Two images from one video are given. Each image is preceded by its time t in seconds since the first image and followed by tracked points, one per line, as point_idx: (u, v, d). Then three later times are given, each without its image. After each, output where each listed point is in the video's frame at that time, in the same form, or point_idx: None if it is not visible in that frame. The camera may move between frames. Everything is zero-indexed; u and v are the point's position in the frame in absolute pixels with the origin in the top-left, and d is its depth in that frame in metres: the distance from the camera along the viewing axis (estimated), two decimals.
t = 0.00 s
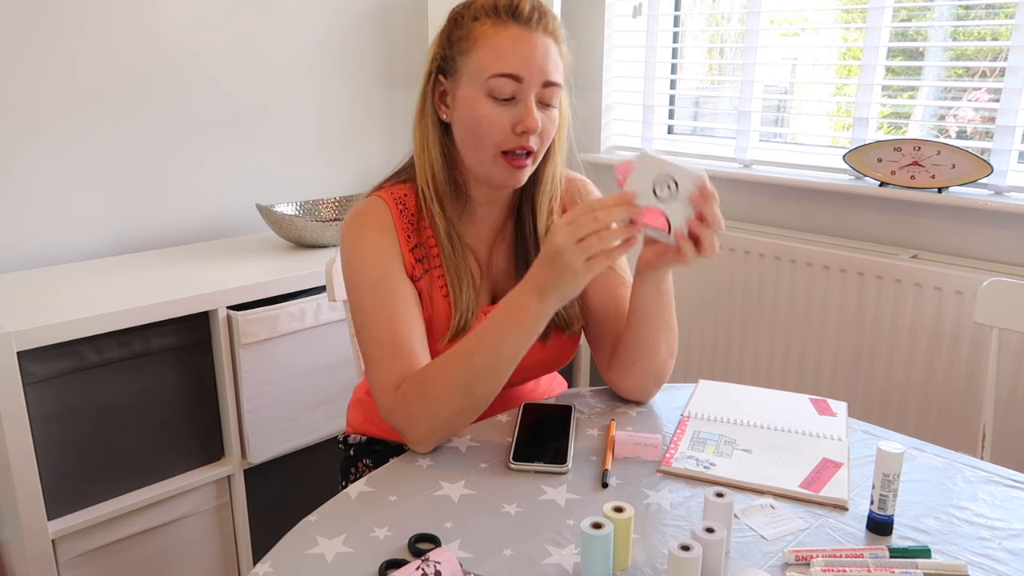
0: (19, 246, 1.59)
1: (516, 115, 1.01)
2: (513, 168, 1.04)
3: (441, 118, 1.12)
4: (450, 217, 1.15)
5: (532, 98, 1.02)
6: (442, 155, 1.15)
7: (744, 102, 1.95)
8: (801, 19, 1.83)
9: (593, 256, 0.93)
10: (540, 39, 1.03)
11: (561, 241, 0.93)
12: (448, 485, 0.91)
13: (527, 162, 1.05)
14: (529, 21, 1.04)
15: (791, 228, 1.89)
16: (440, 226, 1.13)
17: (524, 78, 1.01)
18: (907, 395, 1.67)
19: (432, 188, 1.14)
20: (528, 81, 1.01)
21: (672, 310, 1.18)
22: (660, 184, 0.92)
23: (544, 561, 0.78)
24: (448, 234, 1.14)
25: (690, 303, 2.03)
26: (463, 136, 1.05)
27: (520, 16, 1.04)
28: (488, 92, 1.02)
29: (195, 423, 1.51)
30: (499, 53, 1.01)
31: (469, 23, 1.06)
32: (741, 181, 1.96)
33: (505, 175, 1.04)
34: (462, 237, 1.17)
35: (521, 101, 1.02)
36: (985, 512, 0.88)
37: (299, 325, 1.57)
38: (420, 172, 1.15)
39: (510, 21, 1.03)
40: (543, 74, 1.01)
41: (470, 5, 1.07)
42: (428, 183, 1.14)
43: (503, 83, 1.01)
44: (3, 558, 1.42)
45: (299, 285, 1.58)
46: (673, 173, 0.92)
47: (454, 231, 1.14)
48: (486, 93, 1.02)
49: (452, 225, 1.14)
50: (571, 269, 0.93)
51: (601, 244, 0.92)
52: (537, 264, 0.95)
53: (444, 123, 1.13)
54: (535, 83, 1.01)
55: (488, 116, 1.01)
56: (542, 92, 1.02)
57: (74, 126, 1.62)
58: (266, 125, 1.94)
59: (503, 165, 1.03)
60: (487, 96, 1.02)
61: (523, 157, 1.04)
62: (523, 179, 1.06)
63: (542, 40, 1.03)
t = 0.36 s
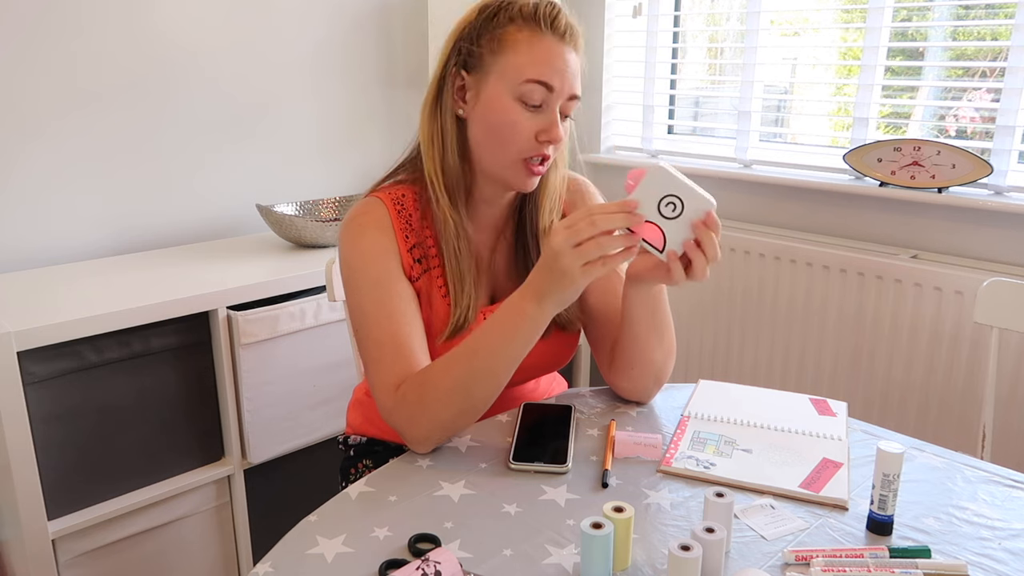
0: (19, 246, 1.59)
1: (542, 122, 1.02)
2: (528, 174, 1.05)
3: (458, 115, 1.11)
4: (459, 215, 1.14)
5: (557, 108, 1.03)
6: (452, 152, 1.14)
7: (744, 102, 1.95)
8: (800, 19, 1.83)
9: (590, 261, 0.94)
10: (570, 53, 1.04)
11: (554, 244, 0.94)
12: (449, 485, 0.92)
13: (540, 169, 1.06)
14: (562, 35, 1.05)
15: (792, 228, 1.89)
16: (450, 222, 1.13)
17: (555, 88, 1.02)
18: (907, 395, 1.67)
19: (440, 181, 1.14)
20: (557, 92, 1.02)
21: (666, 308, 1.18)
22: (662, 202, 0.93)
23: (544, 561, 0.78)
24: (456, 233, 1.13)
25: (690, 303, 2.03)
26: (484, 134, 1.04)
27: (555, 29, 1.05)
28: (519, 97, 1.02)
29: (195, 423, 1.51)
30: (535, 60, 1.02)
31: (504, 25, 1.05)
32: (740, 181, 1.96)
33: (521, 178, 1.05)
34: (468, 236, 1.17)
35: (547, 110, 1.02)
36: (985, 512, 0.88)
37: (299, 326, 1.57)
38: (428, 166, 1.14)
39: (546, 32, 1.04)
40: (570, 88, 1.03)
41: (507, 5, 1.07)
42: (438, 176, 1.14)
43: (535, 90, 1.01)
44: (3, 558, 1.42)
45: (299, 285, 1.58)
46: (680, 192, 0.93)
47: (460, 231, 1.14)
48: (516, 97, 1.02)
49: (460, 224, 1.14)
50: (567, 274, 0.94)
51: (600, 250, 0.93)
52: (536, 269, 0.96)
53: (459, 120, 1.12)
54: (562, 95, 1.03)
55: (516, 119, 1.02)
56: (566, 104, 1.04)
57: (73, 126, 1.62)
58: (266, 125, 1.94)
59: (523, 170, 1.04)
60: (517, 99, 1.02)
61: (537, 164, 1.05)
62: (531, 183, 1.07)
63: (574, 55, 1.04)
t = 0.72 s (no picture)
0: (19, 246, 1.59)
1: (491, 99, 1.01)
2: (495, 154, 1.02)
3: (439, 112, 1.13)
4: (455, 213, 1.15)
5: (508, 83, 1.02)
6: (445, 148, 1.16)
7: (744, 102, 1.95)
8: (800, 18, 1.83)
9: (573, 232, 0.95)
10: (525, 29, 1.03)
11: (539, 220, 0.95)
12: (448, 485, 0.91)
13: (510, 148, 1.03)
14: (516, 12, 1.04)
15: (792, 228, 1.89)
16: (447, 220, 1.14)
17: (500, 63, 1.01)
18: (907, 395, 1.67)
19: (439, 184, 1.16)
20: (504, 67, 1.01)
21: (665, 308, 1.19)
22: (617, 160, 0.97)
23: (544, 561, 0.78)
24: (451, 229, 1.14)
25: (690, 304, 2.03)
26: (450, 122, 1.05)
27: (508, 7, 1.04)
28: (466, 78, 1.03)
29: (195, 423, 1.51)
30: (479, 39, 1.02)
31: (464, 15, 1.07)
32: (740, 181, 1.96)
33: (485, 161, 1.03)
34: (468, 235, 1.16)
35: (499, 87, 1.02)
36: (985, 512, 0.88)
37: (299, 326, 1.57)
38: (432, 167, 1.17)
39: (497, 13, 1.04)
40: (520, 61, 1.01)
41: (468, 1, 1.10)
42: (437, 176, 1.16)
43: (479, 67, 1.01)
44: (4, 558, 1.42)
45: (299, 285, 1.58)
46: (624, 148, 0.98)
47: (456, 224, 1.14)
48: (466, 78, 1.03)
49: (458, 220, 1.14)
50: (551, 248, 0.95)
51: (580, 220, 0.94)
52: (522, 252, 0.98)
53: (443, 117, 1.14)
54: (510, 68, 1.01)
55: (465, 100, 1.02)
56: (521, 78, 1.02)
57: (73, 126, 1.62)
58: (266, 125, 1.94)
59: (484, 152, 1.02)
60: (465, 81, 1.03)
61: (505, 143, 1.03)
62: (509, 167, 1.04)
63: (525, 30, 1.03)
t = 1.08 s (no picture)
0: (19, 246, 1.59)
1: (472, 97, 1.01)
2: (478, 155, 1.03)
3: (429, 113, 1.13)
4: (448, 214, 1.15)
5: (489, 80, 1.02)
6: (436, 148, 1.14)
7: (744, 102, 1.95)
8: (801, 19, 1.83)
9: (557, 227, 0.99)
10: (506, 27, 1.03)
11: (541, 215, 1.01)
12: (449, 485, 0.91)
13: (495, 148, 1.03)
14: (497, 9, 1.04)
15: (792, 228, 1.89)
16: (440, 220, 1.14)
17: (480, 61, 1.01)
18: (907, 395, 1.67)
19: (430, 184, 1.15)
20: (485, 65, 1.01)
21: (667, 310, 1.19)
22: (618, 169, 0.98)
23: (544, 561, 0.78)
24: (444, 230, 1.13)
25: (690, 304, 2.03)
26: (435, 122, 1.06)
27: (489, 6, 1.04)
28: (449, 78, 1.03)
29: (195, 423, 1.51)
30: (461, 39, 1.02)
31: (448, 17, 1.07)
32: (740, 181, 1.96)
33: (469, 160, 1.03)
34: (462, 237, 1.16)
35: (480, 85, 1.02)
36: (985, 512, 0.88)
37: (299, 325, 1.57)
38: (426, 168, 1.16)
39: (479, 11, 1.04)
40: (500, 58, 1.01)
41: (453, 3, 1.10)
42: (430, 178, 1.16)
43: (460, 65, 1.02)
44: (4, 558, 1.42)
45: (299, 285, 1.58)
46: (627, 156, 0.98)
47: (450, 225, 1.14)
48: (448, 79, 1.03)
49: (451, 222, 1.14)
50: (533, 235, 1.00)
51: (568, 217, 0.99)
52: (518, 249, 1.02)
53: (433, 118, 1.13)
54: (491, 65, 1.01)
55: (447, 99, 1.02)
56: (502, 76, 1.02)
57: (73, 126, 1.62)
58: (266, 125, 1.94)
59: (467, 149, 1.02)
60: (449, 80, 1.03)
61: (488, 142, 1.03)
62: (494, 166, 1.04)
63: (507, 28, 1.03)
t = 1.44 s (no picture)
0: (19, 246, 1.59)
1: (473, 99, 1.01)
2: (480, 157, 1.02)
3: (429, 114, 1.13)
4: (446, 216, 1.15)
5: (489, 82, 1.02)
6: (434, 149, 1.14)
7: (744, 102, 1.95)
8: (800, 19, 1.83)
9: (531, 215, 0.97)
10: (507, 28, 1.03)
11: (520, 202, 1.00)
12: (449, 485, 0.91)
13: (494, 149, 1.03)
14: (497, 11, 1.04)
15: (792, 228, 1.89)
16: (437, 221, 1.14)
17: (480, 62, 1.01)
18: (907, 395, 1.67)
19: (429, 185, 1.15)
20: (485, 67, 1.01)
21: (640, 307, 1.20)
22: (590, 184, 0.97)
23: (544, 561, 0.78)
24: (442, 231, 1.13)
25: (690, 304, 2.03)
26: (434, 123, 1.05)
27: (490, 7, 1.04)
28: (449, 78, 1.03)
29: (195, 423, 1.51)
30: (461, 39, 1.02)
31: (448, 17, 1.07)
32: (740, 181, 1.96)
33: (469, 162, 1.03)
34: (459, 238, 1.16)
35: (480, 87, 1.02)
36: (985, 512, 0.88)
37: (299, 326, 1.57)
38: (424, 168, 1.16)
39: (480, 13, 1.04)
40: (500, 59, 1.01)
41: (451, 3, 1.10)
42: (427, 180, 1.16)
43: (461, 67, 1.02)
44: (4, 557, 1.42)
45: (299, 285, 1.58)
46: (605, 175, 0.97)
47: (448, 227, 1.14)
48: (448, 79, 1.03)
49: (448, 223, 1.14)
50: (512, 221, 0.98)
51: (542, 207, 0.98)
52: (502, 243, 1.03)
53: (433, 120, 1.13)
54: (491, 67, 1.01)
55: (447, 101, 1.02)
56: (502, 77, 1.02)
57: (73, 126, 1.62)
58: (266, 125, 1.94)
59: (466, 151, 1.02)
60: (448, 81, 1.03)
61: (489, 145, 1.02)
62: (494, 169, 1.03)
63: (507, 29, 1.03)
